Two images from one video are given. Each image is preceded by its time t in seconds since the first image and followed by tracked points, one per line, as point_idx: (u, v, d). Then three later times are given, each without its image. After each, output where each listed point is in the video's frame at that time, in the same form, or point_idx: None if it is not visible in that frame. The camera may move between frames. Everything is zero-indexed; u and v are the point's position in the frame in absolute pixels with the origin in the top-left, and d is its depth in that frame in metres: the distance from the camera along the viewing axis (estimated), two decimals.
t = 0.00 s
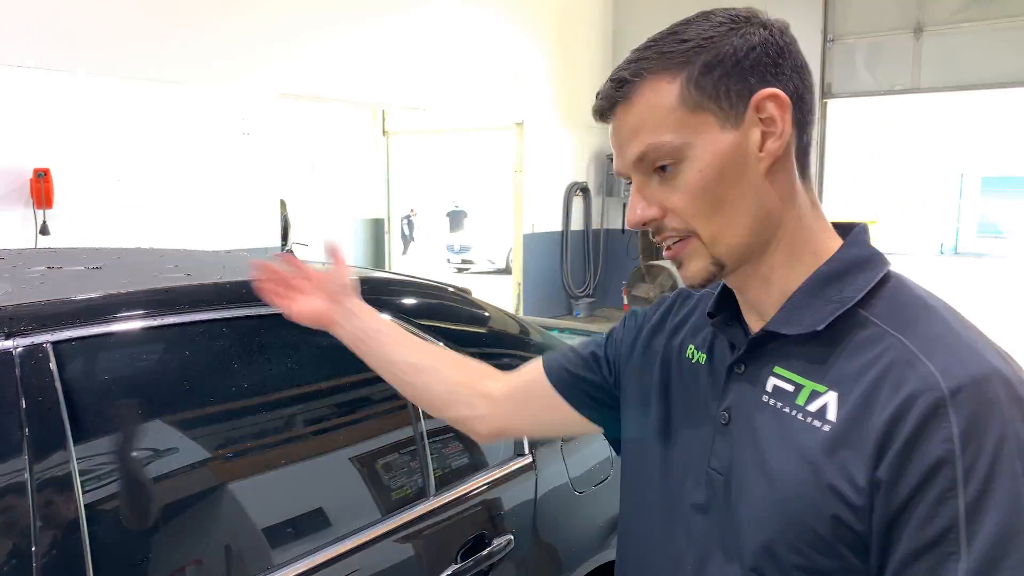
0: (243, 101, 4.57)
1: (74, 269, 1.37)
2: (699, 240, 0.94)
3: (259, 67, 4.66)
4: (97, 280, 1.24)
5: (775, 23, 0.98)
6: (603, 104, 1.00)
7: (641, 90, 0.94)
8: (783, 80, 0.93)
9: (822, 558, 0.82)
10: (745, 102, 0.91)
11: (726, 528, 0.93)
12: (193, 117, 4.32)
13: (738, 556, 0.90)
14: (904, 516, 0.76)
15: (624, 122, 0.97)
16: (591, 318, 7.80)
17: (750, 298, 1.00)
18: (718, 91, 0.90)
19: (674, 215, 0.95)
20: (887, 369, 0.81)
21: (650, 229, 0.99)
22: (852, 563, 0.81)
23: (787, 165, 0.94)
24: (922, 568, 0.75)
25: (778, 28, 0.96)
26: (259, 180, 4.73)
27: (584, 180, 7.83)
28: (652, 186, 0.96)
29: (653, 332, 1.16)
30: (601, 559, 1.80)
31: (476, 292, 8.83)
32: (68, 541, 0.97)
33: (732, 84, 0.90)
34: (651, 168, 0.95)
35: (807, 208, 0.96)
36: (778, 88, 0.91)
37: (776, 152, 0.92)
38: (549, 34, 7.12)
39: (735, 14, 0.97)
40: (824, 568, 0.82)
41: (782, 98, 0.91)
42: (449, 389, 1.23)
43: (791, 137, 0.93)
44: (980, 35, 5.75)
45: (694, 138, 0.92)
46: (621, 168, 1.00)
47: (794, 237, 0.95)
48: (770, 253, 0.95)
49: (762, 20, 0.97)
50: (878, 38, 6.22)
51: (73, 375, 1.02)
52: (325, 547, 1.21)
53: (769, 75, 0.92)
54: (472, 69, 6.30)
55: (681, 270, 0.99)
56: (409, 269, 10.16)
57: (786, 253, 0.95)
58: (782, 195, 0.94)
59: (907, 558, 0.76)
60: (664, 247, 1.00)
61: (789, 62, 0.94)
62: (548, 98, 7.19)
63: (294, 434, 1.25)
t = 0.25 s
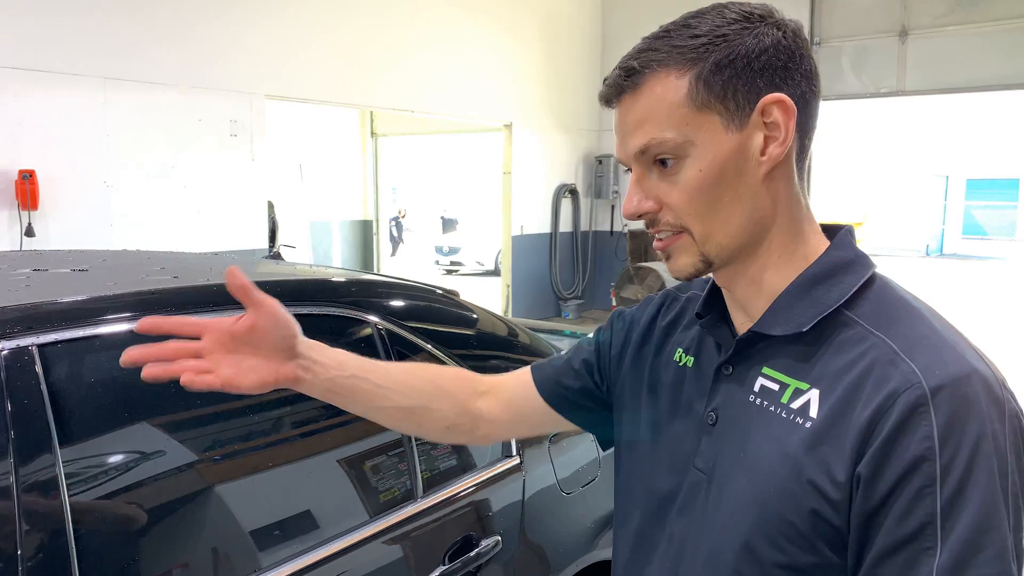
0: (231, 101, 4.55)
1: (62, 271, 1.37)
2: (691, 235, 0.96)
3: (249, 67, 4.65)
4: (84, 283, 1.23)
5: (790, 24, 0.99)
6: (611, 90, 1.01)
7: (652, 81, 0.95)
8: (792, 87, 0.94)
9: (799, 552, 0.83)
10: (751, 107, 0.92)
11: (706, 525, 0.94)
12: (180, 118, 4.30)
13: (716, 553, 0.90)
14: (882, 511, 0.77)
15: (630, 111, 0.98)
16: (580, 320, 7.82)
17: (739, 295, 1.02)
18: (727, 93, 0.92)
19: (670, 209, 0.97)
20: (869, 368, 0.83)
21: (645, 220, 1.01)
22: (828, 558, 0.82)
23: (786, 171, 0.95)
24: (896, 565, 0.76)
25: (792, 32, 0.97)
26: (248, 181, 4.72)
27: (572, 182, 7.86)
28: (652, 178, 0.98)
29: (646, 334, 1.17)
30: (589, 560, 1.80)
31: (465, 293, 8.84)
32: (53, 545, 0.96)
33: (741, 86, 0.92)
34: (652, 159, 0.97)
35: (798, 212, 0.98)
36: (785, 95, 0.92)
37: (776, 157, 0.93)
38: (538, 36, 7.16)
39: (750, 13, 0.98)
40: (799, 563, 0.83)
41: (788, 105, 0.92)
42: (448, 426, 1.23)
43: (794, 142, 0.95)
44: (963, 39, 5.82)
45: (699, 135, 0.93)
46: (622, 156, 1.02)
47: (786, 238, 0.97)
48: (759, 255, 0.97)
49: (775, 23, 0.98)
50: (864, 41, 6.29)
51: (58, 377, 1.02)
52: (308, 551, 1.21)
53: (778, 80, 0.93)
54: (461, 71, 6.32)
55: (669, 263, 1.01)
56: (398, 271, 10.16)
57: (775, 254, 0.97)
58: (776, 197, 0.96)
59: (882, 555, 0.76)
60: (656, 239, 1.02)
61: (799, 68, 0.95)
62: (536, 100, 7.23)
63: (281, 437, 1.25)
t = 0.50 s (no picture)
0: (219, 100, 4.53)
1: (49, 271, 1.36)
2: (687, 235, 0.89)
3: (236, 66, 4.62)
4: (71, 282, 1.22)
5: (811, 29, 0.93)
6: (621, 69, 0.92)
7: (667, 67, 0.87)
8: (808, 94, 0.88)
9: (802, 556, 0.77)
10: (767, 108, 0.85)
11: (699, 535, 0.87)
12: (167, 116, 4.27)
13: (714, 555, 0.84)
14: (885, 515, 0.73)
15: (638, 96, 0.90)
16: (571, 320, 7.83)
17: (729, 300, 0.95)
18: (744, 90, 0.84)
19: (667, 205, 0.89)
20: (868, 370, 0.78)
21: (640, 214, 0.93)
22: (830, 562, 0.77)
23: (790, 178, 0.89)
24: (899, 568, 0.72)
25: (813, 37, 0.90)
26: (236, 181, 4.68)
27: (563, 181, 7.87)
28: (652, 170, 0.90)
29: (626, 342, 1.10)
30: (580, 559, 1.80)
31: (456, 293, 8.83)
32: (43, 547, 0.96)
33: (759, 85, 0.85)
34: (656, 150, 0.89)
35: (795, 220, 0.91)
36: (803, 101, 0.86)
37: (782, 165, 0.87)
38: (530, 36, 7.18)
39: (772, 10, 0.91)
40: (802, 568, 0.77)
41: (804, 113, 0.86)
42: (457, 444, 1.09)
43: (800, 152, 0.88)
44: (951, 40, 5.87)
45: (710, 132, 0.86)
46: (623, 142, 0.93)
47: (781, 245, 0.91)
48: (754, 260, 0.91)
49: (797, 25, 0.91)
50: (853, 41, 6.33)
51: (47, 378, 1.02)
52: (297, 552, 1.20)
53: (795, 86, 0.87)
54: (452, 71, 6.34)
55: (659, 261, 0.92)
56: (389, 271, 10.14)
57: (769, 263, 0.91)
58: (776, 205, 0.89)
59: (887, 559, 0.73)
60: (648, 236, 0.94)
61: (817, 75, 0.89)
62: (527, 100, 7.25)
63: (270, 437, 1.25)
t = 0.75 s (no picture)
0: (210, 100, 4.51)
1: (39, 272, 1.36)
2: (728, 222, 0.87)
3: (228, 65, 4.60)
4: (61, 283, 1.22)
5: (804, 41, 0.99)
6: (661, 47, 0.89)
7: (720, 47, 0.86)
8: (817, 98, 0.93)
9: (807, 562, 0.76)
10: (801, 103, 0.88)
11: (701, 540, 0.86)
12: (158, 116, 4.25)
13: (718, 561, 0.83)
14: (891, 517, 0.72)
15: (687, 72, 0.87)
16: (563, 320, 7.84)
17: (724, 302, 0.94)
18: (788, 82, 0.87)
19: (706, 190, 0.87)
20: (867, 374, 0.77)
21: (675, 199, 0.89)
22: (835, 566, 0.76)
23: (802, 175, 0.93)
24: (907, 570, 0.72)
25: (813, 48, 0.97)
26: (228, 181, 4.66)
27: (556, 182, 7.89)
28: (695, 153, 0.87)
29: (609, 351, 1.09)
30: (573, 558, 1.80)
31: (449, 294, 8.83)
32: (32, 548, 0.95)
33: (797, 80, 0.88)
34: (704, 133, 0.87)
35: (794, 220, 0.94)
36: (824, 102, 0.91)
37: (806, 160, 0.90)
38: (522, 36, 7.19)
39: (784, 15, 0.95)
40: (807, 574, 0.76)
41: (825, 113, 0.91)
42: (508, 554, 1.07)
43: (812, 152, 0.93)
44: (941, 41, 5.91)
45: (761, 118, 0.86)
46: (660, 122, 0.89)
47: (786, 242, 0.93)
48: (767, 255, 0.91)
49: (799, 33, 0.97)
50: (843, 43, 6.37)
51: (37, 379, 1.01)
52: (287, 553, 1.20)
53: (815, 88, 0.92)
54: (445, 72, 6.33)
55: (689, 249, 0.89)
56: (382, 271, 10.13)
57: (780, 260, 0.92)
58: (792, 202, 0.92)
59: (891, 562, 0.72)
60: (670, 225, 0.90)
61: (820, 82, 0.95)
62: (519, 101, 7.25)
63: (262, 438, 1.25)
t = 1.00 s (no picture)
0: (204, 100, 4.50)
1: (31, 273, 1.35)
2: (738, 222, 0.88)
3: (222, 66, 4.59)
4: (53, 285, 1.22)
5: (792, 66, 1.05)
6: (690, 41, 0.89)
7: (751, 48, 0.87)
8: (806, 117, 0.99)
9: (815, 558, 0.77)
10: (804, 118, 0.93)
11: (697, 541, 0.86)
12: (151, 117, 4.24)
13: (724, 562, 0.82)
14: (896, 508, 0.73)
15: (717, 69, 0.87)
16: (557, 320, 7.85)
17: (706, 307, 0.95)
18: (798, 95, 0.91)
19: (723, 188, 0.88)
20: (866, 370, 0.79)
21: (686, 194, 0.89)
22: (838, 560, 0.77)
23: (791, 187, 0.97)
24: (910, 561, 0.73)
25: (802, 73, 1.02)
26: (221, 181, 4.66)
27: (549, 182, 7.90)
28: (711, 152, 0.88)
29: (586, 362, 1.11)
30: (561, 559, 1.81)
31: (442, 294, 8.82)
32: (22, 549, 0.95)
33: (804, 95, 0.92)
34: (724, 133, 0.88)
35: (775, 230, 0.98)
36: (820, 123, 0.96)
37: (799, 172, 0.95)
38: (515, 37, 7.20)
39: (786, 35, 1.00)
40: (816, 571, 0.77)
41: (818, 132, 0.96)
42: None
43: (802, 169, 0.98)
44: (932, 42, 5.95)
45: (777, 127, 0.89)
46: (680, 116, 0.90)
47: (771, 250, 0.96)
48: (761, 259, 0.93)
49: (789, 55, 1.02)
50: (835, 43, 6.40)
51: (29, 381, 1.01)
52: (282, 554, 1.21)
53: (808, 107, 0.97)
54: (438, 72, 6.33)
55: (693, 245, 0.89)
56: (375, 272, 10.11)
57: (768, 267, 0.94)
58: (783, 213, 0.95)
59: (896, 550, 0.74)
60: (680, 219, 0.90)
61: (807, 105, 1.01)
62: (513, 101, 7.26)
63: (255, 439, 1.25)
